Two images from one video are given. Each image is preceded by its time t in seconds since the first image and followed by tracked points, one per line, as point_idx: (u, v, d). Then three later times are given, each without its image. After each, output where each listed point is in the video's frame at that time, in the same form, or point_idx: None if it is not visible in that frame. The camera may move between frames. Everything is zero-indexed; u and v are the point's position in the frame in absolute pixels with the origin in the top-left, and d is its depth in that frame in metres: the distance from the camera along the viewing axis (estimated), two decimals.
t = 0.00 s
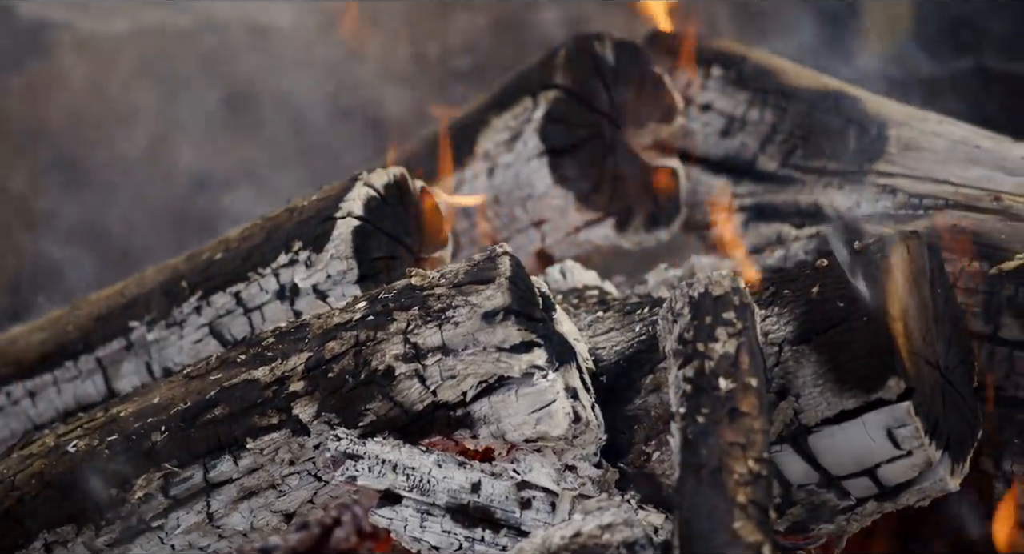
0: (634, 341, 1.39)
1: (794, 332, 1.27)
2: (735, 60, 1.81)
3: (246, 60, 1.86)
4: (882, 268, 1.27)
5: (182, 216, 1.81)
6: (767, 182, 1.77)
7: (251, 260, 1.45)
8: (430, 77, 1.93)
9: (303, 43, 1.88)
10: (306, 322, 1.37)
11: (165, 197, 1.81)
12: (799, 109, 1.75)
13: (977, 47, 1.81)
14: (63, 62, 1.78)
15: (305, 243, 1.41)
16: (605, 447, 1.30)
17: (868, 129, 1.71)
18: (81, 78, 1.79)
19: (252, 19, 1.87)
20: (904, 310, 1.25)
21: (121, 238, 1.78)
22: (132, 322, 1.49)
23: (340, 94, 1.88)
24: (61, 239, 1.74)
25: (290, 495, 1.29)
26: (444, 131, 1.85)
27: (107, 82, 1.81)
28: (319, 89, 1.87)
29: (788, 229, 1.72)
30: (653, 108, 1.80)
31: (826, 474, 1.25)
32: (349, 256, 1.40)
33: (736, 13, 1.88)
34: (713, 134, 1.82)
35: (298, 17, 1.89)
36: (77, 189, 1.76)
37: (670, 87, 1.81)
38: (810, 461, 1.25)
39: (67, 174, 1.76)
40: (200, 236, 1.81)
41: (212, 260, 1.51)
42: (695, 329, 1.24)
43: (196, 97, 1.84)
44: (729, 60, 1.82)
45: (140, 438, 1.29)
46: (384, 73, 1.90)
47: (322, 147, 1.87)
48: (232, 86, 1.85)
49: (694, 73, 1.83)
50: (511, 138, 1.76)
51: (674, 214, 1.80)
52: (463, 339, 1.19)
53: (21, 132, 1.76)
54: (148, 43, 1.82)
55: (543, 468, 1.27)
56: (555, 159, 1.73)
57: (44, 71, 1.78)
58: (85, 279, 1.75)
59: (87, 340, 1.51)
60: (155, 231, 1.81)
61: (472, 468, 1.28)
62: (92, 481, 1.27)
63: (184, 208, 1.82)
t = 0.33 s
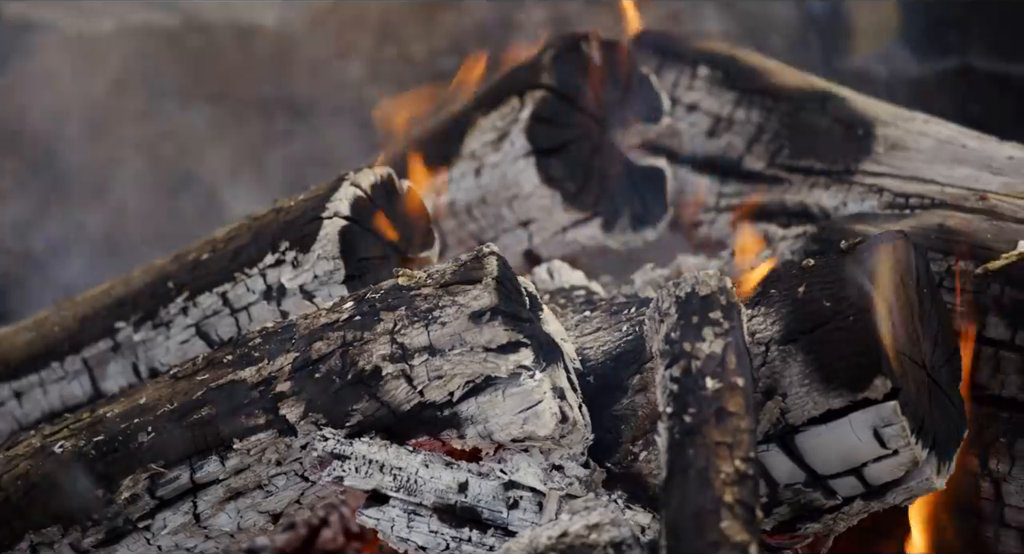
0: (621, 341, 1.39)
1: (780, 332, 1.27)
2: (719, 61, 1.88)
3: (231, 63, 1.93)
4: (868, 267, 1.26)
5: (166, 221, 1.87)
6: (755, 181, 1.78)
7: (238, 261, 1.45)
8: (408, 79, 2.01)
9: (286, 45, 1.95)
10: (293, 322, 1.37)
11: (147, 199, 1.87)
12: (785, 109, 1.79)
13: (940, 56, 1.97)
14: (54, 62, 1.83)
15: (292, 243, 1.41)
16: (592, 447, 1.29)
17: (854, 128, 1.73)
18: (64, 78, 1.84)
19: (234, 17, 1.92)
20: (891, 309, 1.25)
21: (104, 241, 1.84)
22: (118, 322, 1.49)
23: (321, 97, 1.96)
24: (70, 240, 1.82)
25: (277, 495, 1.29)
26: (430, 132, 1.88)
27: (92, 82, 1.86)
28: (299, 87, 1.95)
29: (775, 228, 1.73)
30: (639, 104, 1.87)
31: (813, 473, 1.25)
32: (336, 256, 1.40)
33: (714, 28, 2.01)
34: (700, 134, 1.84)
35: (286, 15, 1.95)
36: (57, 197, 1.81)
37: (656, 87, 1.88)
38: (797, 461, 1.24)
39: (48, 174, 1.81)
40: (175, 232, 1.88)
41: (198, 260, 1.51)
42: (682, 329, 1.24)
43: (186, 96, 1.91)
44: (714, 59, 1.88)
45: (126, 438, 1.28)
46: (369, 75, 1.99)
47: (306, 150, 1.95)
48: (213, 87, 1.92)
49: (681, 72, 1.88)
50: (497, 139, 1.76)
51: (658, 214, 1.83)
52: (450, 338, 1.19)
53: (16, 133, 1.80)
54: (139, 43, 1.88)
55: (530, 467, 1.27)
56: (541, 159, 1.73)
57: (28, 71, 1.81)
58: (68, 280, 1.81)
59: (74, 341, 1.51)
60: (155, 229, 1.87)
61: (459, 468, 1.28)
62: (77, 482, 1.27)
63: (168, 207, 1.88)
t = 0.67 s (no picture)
0: (609, 341, 1.39)
1: (767, 332, 1.27)
2: (706, 60, 1.90)
3: (218, 64, 1.91)
4: (856, 267, 1.25)
5: (152, 227, 1.92)
6: (742, 181, 1.78)
7: (225, 261, 1.45)
8: (397, 79, 2.02)
9: (274, 45, 1.93)
10: (280, 323, 1.37)
11: (133, 204, 1.90)
12: (771, 110, 1.79)
13: (926, 56, 2.05)
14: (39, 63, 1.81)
15: (280, 243, 1.41)
16: (580, 447, 1.29)
17: (841, 129, 1.76)
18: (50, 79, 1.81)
19: (221, 17, 1.90)
20: (879, 309, 1.24)
21: (94, 241, 1.88)
22: (106, 322, 1.49)
23: (308, 99, 1.96)
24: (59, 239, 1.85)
25: (264, 496, 1.29)
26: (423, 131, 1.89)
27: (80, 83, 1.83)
28: (285, 89, 1.94)
29: (763, 227, 1.74)
30: (627, 104, 1.84)
31: (800, 473, 1.25)
32: (324, 257, 1.40)
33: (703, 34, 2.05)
34: (687, 134, 1.85)
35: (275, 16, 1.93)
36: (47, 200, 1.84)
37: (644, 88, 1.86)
38: (784, 460, 1.24)
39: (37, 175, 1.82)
40: (162, 236, 1.94)
41: (185, 260, 1.51)
42: (670, 329, 1.24)
43: (176, 98, 1.90)
44: (699, 59, 1.90)
45: (113, 439, 1.28)
46: (356, 75, 1.98)
47: (291, 155, 1.98)
48: (200, 88, 1.91)
49: (668, 73, 1.90)
50: (485, 139, 1.76)
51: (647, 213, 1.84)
52: (438, 338, 1.18)
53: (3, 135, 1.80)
54: (125, 42, 1.86)
55: (518, 468, 1.28)
56: (529, 159, 1.73)
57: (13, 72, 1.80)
58: (57, 281, 1.86)
59: (61, 341, 1.50)
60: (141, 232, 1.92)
61: (447, 468, 1.28)
62: (64, 482, 1.27)
63: (153, 211, 1.92)
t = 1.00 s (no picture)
0: (599, 341, 1.39)
1: (758, 332, 1.27)
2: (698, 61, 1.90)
3: (206, 63, 1.96)
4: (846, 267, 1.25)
5: (140, 223, 1.89)
6: (733, 181, 1.79)
7: (215, 262, 1.45)
8: (389, 76, 2.00)
9: (263, 45, 1.97)
10: (271, 322, 1.37)
11: (123, 200, 1.89)
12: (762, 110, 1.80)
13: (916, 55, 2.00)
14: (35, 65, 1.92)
15: (271, 243, 1.41)
16: (571, 447, 1.30)
17: (832, 128, 1.76)
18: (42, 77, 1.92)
19: (212, 17, 1.96)
20: (870, 308, 1.24)
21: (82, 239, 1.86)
22: (97, 323, 1.49)
23: (297, 95, 1.96)
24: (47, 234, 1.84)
25: (255, 496, 1.29)
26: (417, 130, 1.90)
27: (72, 82, 1.92)
28: (274, 87, 1.96)
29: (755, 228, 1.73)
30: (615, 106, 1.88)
31: (791, 473, 1.25)
32: (315, 256, 1.40)
33: (694, 29, 2.03)
34: (678, 134, 1.86)
35: (262, 15, 1.98)
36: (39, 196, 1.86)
37: (633, 88, 1.88)
38: (775, 460, 1.24)
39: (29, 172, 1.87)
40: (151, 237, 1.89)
41: (176, 261, 1.51)
42: (661, 328, 1.23)
43: (166, 98, 1.94)
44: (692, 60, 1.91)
45: (104, 439, 1.28)
46: (348, 74, 1.98)
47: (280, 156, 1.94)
48: (189, 86, 1.95)
49: (659, 72, 1.90)
50: (477, 138, 1.77)
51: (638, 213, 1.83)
52: (429, 338, 1.18)
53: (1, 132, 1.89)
54: (116, 43, 1.94)
55: (509, 467, 1.28)
56: (520, 159, 1.73)
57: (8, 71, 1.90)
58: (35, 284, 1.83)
59: (52, 341, 1.51)
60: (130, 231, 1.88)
61: (438, 468, 1.28)
62: (54, 483, 1.27)
63: (142, 211, 1.90)
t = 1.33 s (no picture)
0: (590, 340, 1.39)
1: (749, 331, 1.26)
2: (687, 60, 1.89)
3: (197, 65, 1.91)
4: (837, 267, 1.25)
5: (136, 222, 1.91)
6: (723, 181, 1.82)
7: (204, 262, 1.45)
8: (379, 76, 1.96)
9: (255, 46, 1.91)
10: (261, 323, 1.37)
11: (111, 197, 1.89)
12: (754, 109, 1.79)
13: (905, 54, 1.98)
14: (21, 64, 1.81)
15: (260, 243, 1.41)
16: (561, 447, 1.30)
17: (820, 128, 1.75)
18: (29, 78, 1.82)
19: (203, 18, 1.88)
20: (860, 308, 1.24)
21: (79, 237, 1.88)
22: (86, 323, 1.49)
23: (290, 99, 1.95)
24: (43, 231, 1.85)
25: (245, 496, 1.29)
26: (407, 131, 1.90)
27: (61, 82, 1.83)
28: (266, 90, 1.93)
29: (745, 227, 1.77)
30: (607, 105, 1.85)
31: (781, 472, 1.25)
32: (305, 256, 1.40)
33: (683, 34, 2.03)
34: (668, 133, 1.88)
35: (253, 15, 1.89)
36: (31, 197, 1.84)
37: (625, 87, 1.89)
38: (764, 460, 1.25)
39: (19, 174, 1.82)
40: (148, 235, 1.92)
41: (165, 261, 1.51)
42: (652, 328, 1.23)
43: (153, 95, 1.89)
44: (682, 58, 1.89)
45: (94, 439, 1.28)
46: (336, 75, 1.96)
47: (275, 158, 1.96)
48: (178, 84, 1.90)
49: (649, 71, 1.91)
50: (467, 138, 1.76)
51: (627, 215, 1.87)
52: (419, 338, 1.18)
53: None
54: (102, 41, 1.85)
55: (500, 467, 1.27)
56: (510, 159, 1.73)
57: None
58: (37, 276, 1.87)
59: (41, 341, 1.51)
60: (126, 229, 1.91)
61: (429, 468, 1.28)
62: (43, 484, 1.26)
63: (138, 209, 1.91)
